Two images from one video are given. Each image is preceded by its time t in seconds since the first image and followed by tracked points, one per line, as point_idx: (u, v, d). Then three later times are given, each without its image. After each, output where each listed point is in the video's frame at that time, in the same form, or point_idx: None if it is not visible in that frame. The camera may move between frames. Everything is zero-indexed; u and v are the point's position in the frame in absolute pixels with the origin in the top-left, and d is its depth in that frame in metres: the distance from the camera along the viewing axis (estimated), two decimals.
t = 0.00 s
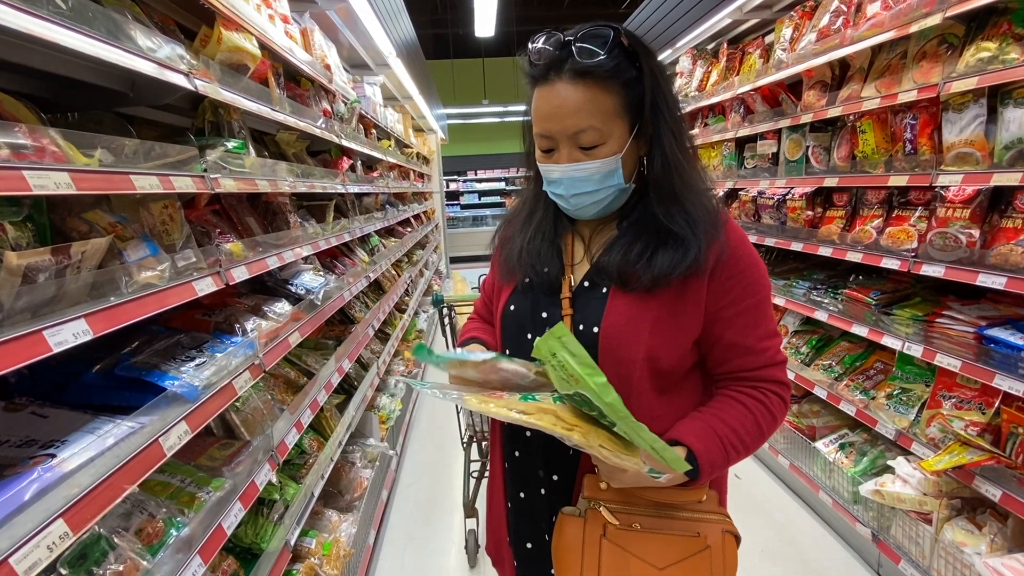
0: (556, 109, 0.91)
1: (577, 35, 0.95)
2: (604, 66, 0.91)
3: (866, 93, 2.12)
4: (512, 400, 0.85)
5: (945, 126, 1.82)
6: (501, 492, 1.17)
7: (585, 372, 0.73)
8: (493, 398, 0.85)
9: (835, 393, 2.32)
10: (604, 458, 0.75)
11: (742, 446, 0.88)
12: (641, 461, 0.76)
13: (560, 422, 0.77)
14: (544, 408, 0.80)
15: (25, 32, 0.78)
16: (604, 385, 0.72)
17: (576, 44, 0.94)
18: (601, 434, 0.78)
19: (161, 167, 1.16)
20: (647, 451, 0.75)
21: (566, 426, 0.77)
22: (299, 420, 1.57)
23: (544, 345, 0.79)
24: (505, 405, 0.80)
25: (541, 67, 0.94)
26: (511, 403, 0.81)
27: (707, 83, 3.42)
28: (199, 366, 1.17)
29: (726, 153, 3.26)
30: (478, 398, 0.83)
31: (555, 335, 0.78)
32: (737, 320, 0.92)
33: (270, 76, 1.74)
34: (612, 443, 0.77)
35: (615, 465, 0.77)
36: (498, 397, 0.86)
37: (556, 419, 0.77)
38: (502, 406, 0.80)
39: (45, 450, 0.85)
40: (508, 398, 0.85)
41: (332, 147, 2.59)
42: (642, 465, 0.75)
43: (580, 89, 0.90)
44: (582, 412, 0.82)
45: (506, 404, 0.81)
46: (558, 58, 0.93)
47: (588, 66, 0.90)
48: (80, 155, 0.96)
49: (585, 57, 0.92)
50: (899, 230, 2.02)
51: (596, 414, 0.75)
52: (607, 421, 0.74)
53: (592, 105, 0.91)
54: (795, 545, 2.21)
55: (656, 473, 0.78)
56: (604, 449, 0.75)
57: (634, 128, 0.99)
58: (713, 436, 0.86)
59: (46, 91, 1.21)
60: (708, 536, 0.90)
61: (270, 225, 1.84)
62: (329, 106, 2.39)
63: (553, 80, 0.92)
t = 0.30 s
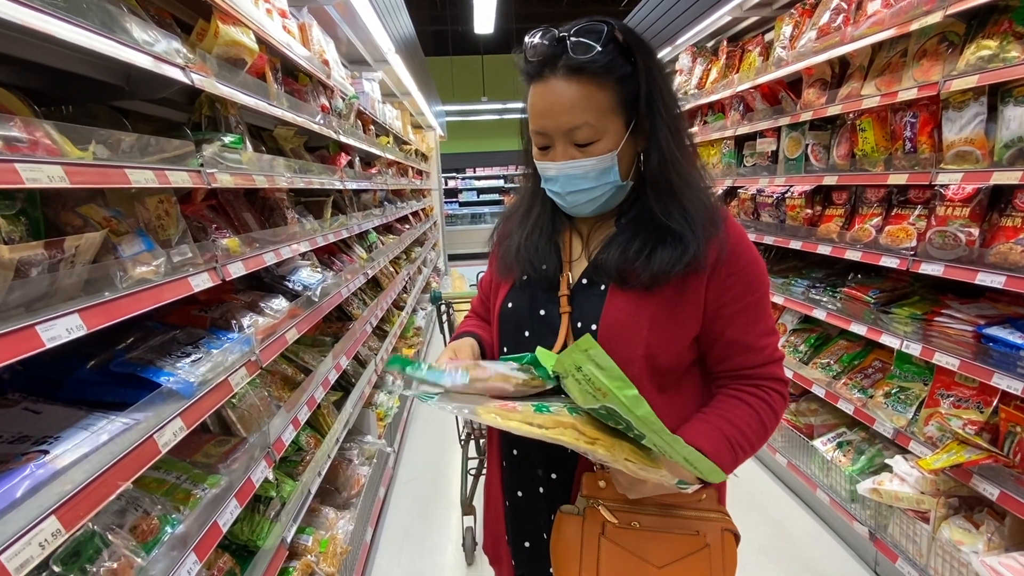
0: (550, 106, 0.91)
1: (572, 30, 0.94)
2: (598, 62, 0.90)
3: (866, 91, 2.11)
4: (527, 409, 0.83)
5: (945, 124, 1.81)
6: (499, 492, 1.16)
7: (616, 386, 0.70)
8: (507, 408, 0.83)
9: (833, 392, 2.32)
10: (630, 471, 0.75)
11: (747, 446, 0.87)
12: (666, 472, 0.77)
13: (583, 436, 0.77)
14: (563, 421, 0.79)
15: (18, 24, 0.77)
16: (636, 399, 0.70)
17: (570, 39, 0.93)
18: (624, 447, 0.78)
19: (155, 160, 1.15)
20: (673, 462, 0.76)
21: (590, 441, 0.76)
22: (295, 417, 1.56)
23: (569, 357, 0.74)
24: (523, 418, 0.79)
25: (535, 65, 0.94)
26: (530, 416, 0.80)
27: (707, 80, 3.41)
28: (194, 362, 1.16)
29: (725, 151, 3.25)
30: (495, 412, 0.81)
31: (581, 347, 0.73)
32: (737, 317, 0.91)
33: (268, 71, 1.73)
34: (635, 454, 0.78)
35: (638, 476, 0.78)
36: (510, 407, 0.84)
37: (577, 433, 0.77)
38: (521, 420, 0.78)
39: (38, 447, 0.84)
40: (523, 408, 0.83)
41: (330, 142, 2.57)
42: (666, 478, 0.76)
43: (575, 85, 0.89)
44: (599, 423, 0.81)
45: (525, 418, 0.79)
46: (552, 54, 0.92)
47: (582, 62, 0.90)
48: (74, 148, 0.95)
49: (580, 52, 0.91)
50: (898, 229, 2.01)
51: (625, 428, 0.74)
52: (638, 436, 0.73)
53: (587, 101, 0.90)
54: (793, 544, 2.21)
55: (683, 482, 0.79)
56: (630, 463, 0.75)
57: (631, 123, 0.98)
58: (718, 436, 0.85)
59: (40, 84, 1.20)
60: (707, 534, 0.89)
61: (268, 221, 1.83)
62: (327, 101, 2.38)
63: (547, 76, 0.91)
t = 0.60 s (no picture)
0: (543, 105, 0.90)
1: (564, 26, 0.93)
2: (591, 58, 0.89)
3: (865, 89, 2.10)
4: (529, 406, 0.82)
5: (943, 123, 1.81)
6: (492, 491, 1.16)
7: (624, 388, 0.70)
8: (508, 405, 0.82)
9: (830, 390, 2.32)
10: (631, 474, 0.75)
11: (746, 447, 0.86)
12: (668, 479, 0.77)
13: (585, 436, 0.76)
14: (566, 421, 0.77)
15: (9, 14, 0.75)
16: (645, 403, 0.69)
17: (563, 35, 0.92)
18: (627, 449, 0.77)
19: (148, 154, 1.13)
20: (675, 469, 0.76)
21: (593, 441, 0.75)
22: (290, 415, 1.55)
23: (578, 356, 0.72)
24: (525, 417, 0.78)
25: (527, 61, 0.93)
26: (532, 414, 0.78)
27: (706, 78, 3.40)
28: (187, 358, 1.15)
29: (724, 149, 3.25)
30: (497, 410, 0.79)
31: (591, 346, 0.71)
32: (736, 315, 0.90)
33: (263, 65, 1.71)
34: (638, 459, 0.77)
35: (639, 482, 0.77)
36: (512, 404, 0.83)
37: (580, 434, 0.75)
38: (524, 419, 0.77)
39: (27, 443, 0.83)
40: (525, 405, 0.82)
41: (326, 138, 2.56)
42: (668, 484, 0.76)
43: (567, 82, 0.88)
44: (603, 426, 0.80)
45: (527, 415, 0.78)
46: (544, 52, 0.91)
47: (574, 59, 0.89)
48: (64, 141, 0.94)
49: (572, 49, 0.90)
50: (896, 227, 2.01)
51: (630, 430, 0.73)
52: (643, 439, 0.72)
53: (580, 98, 0.89)
54: (789, 542, 2.21)
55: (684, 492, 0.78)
56: (632, 466, 0.75)
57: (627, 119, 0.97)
58: (717, 437, 0.84)
59: (29, 75, 1.19)
60: (703, 534, 0.89)
61: (263, 217, 1.82)
62: (323, 97, 2.36)
63: (539, 74, 0.90)
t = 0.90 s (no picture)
0: (543, 101, 0.89)
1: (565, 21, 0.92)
2: (592, 54, 0.88)
3: (864, 87, 2.09)
4: (536, 414, 0.80)
5: (943, 121, 1.80)
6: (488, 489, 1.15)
7: (644, 406, 0.65)
8: (513, 413, 0.79)
9: (828, 389, 2.32)
10: (642, 487, 0.73)
11: (746, 447, 0.86)
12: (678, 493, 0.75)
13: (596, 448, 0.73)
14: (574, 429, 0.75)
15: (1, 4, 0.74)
16: (665, 421, 0.65)
17: (564, 30, 0.91)
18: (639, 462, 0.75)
19: (142, 147, 1.12)
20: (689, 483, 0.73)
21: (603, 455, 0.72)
22: (286, 412, 1.54)
23: (596, 368, 0.68)
24: (532, 427, 0.75)
25: (526, 57, 0.92)
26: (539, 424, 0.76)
27: (704, 76, 3.39)
28: (181, 354, 1.14)
29: (722, 147, 3.24)
30: (501, 421, 0.76)
31: (611, 358, 0.67)
32: (736, 314, 0.90)
33: (259, 59, 1.69)
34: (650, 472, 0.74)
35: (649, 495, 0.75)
36: (516, 412, 0.80)
37: (590, 445, 0.73)
38: (531, 429, 0.75)
39: (17, 439, 0.82)
40: (531, 414, 0.79)
41: (323, 134, 2.54)
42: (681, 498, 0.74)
43: (568, 78, 0.87)
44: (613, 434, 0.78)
45: (534, 425, 0.76)
46: (543, 48, 0.90)
47: (575, 55, 0.88)
48: (56, 133, 0.92)
49: (573, 44, 0.89)
50: (894, 226, 2.01)
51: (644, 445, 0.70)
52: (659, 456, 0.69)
53: (582, 95, 0.88)
54: (785, 541, 2.21)
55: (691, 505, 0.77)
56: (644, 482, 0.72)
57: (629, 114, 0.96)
58: (716, 438, 0.84)
59: (22, 66, 1.17)
60: (701, 534, 0.88)
61: (259, 213, 1.80)
62: (320, 92, 2.35)
63: (540, 69, 0.89)
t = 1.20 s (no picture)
0: (556, 95, 0.88)
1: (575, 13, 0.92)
2: (604, 48, 0.88)
3: (862, 88, 2.09)
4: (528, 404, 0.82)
5: (941, 121, 1.81)
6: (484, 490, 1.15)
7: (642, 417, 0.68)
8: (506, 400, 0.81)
9: (825, 389, 2.32)
10: (617, 489, 0.72)
11: (737, 451, 0.86)
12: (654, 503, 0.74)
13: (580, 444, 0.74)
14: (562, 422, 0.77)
15: None
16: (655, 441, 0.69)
17: (576, 23, 0.90)
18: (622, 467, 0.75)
19: (139, 143, 1.12)
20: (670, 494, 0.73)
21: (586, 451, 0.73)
22: (283, 410, 1.53)
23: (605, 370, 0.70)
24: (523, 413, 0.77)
25: (536, 49, 0.90)
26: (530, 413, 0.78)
27: (703, 75, 3.39)
28: (178, 351, 1.13)
29: (721, 147, 3.24)
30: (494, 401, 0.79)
31: (623, 367, 0.70)
32: (734, 315, 0.90)
33: (257, 56, 1.69)
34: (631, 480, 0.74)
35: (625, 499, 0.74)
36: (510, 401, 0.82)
37: (574, 440, 0.74)
38: (521, 416, 0.77)
39: (12, 436, 0.82)
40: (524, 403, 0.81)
41: (321, 132, 2.54)
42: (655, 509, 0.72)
43: (581, 72, 0.87)
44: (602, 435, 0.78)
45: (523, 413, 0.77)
46: (555, 40, 0.89)
47: (589, 48, 0.87)
48: (53, 128, 0.91)
49: (585, 37, 0.88)
50: (892, 226, 2.01)
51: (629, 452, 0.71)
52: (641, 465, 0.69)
53: (595, 89, 0.88)
54: (782, 539, 2.22)
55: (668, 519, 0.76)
56: (622, 486, 0.72)
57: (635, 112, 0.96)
58: (706, 441, 0.84)
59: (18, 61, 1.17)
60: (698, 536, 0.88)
61: (256, 210, 1.80)
62: (318, 90, 2.34)
63: (550, 63, 0.88)
